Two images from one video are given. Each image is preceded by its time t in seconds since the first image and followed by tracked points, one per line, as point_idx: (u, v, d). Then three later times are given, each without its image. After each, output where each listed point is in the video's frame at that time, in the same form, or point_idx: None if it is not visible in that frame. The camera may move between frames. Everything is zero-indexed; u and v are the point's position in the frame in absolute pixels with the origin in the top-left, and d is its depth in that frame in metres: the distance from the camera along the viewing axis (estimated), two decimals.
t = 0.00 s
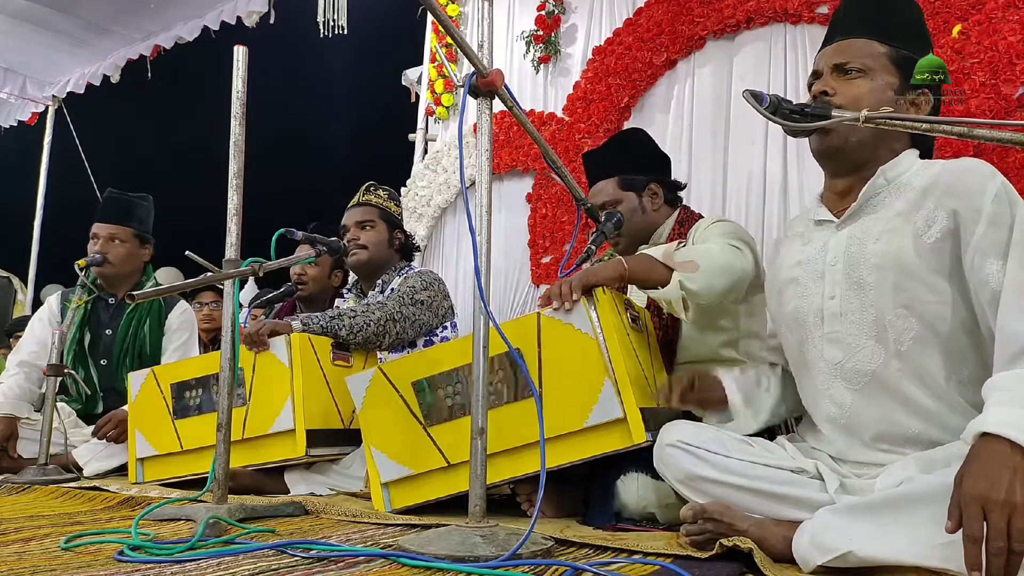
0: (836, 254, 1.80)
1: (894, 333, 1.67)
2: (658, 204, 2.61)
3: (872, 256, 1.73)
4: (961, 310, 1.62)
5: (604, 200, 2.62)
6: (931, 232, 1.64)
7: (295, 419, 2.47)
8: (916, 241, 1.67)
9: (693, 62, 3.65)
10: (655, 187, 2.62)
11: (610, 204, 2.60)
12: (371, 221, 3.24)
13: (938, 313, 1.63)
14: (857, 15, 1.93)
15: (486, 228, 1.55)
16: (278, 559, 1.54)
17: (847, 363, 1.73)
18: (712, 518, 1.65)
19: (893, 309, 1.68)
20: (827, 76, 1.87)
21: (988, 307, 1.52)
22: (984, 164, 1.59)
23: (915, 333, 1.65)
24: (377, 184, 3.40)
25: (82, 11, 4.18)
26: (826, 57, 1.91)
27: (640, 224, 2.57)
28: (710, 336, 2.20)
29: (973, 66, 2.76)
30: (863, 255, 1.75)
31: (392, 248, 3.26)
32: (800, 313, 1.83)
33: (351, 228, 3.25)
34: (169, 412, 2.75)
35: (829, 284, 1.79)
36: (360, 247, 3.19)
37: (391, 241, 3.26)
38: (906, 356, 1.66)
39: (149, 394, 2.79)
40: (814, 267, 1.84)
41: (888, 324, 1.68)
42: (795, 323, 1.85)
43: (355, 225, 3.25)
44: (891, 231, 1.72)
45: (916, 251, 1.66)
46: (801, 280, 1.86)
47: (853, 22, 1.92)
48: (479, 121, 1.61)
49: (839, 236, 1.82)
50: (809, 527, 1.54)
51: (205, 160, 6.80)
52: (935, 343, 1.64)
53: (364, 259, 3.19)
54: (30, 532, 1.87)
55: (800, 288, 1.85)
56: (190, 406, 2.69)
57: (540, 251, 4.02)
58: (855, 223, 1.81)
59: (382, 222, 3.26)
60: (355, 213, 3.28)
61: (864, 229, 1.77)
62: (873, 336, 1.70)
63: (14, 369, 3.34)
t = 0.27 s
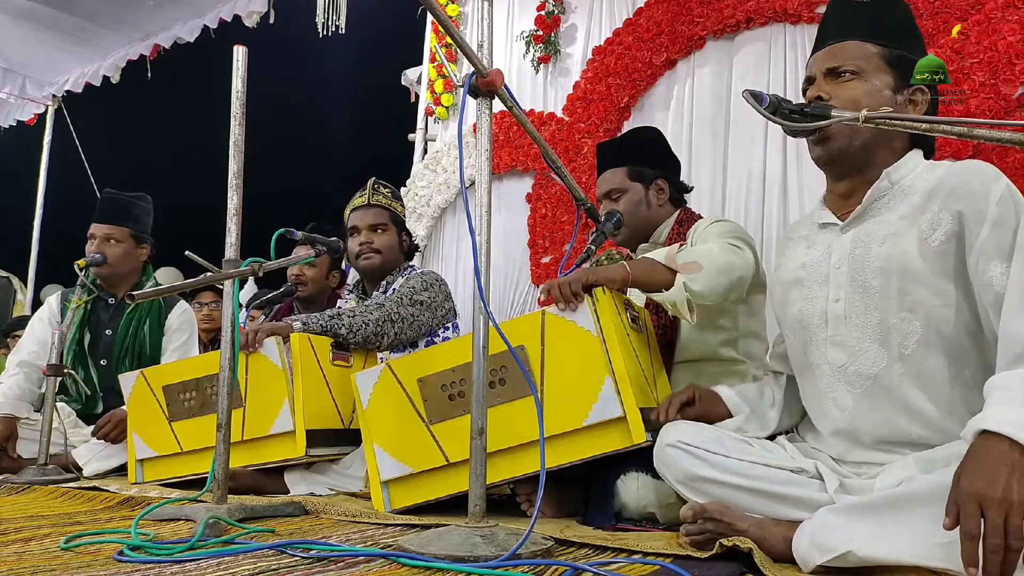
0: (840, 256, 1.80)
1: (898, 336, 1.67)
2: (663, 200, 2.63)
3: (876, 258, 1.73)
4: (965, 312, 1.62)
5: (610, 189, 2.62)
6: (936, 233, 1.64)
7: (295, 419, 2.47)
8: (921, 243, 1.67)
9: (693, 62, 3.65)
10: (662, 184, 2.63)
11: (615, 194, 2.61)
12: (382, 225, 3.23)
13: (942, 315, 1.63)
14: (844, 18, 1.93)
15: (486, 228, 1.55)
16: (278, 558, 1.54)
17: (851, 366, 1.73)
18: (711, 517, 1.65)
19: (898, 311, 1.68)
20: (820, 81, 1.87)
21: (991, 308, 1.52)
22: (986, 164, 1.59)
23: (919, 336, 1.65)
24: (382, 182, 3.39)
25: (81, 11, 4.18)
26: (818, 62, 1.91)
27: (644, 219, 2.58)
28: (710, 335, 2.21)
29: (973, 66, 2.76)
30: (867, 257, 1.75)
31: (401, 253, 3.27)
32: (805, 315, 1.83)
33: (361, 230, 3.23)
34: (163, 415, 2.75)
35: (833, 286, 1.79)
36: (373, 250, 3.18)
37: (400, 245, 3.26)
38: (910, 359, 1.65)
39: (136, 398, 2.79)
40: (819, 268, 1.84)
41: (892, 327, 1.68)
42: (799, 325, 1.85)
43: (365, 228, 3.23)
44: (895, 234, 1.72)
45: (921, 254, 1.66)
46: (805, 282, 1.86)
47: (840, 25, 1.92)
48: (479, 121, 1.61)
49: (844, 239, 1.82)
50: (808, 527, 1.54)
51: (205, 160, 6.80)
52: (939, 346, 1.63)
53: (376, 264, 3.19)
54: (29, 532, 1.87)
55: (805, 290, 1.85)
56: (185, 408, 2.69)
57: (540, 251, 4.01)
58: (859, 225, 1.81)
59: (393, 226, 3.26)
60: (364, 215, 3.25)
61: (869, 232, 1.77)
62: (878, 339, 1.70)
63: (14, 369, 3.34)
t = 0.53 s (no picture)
0: (842, 255, 1.80)
1: (900, 334, 1.67)
2: (668, 196, 2.63)
3: (878, 257, 1.73)
4: (967, 312, 1.62)
5: (616, 175, 2.63)
6: (938, 233, 1.64)
7: (295, 419, 2.48)
8: (923, 242, 1.67)
9: (693, 62, 3.65)
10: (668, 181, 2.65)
11: (621, 181, 2.62)
12: (385, 217, 3.24)
13: (944, 315, 1.63)
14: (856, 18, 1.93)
15: (486, 228, 1.55)
16: (278, 558, 1.54)
17: (852, 365, 1.72)
18: (711, 517, 1.65)
19: (900, 310, 1.68)
20: (827, 78, 1.88)
21: (993, 308, 1.52)
22: (989, 163, 1.59)
23: (920, 335, 1.65)
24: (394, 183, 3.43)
25: (81, 11, 4.17)
26: (827, 58, 1.91)
27: (645, 210, 2.58)
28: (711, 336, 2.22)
29: (973, 66, 2.76)
30: (869, 256, 1.75)
31: (399, 250, 3.25)
32: (806, 314, 1.84)
33: (362, 220, 3.24)
34: (168, 415, 2.74)
35: (835, 285, 1.80)
36: (371, 239, 3.18)
37: (400, 241, 3.25)
38: (912, 358, 1.65)
39: (147, 395, 2.80)
40: (821, 268, 1.84)
41: (894, 326, 1.68)
42: (800, 324, 1.85)
43: (366, 218, 3.24)
44: (898, 233, 1.72)
45: (923, 252, 1.66)
46: (807, 281, 1.86)
47: (852, 24, 1.92)
48: (479, 121, 1.61)
49: (845, 237, 1.82)
50: (808, 527, 1.54)
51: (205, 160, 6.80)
52: (941, 346, 1.63)
53: (373, 253, 3.17)
54: (29, 532, 1.87)
55: (806, 289, 1.85)
56: (189, 406, 2.69)
57: (540, 251, 4.01)
58: (861, 224, 1.81)
59: (395, 221, 3.26)
60: (369, 207, 3.27)
61: (871, 231, 1.77)
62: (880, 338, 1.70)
63: (14, 369, 3.34)
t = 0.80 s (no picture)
0: (840, 258, 1.80)
1: (899, 338, 1.67)
2: (676, 197, 2.66)
3: (877, 260, 1.73)
4: (965, 315, 1.63)
5: (630, 168, 2.63)
6: (937, 235, 1.64)
7: (295, 419, 2.48)
8: (921, 245, 1.67)
9: (693, 61, 3.65)
10: (678, 183, 2.67)
11: (633, 174, 2.62)
12: (381, 216, 3.24)
13: (943, 317, 1.63)
14: (854, 16, 1.93)
15: (486, 228, 1.55)
16: (277, 559, 1.54)
17: (851, 368, 1.72)
18: (711, 517, 1.65)
19: (898, 313, 1.68)
20: (823, 79, 1.88)
21: (993, 311, 1.52)
22: (986, 166, 1.59)
23: (919, 338, 1.65)
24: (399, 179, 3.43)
25: (81, 11, 4.17)
26: (823, 59, 1.91)
27: (654, 208, 2.58)
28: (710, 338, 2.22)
29: (972, 66, 2.76)
30: (867, 259, 1.74)
31: (394, 250, 3.24)
32: (805, 316, 1.84)
33: (359, 218, 3.24)
34: (158, 416, 2.75)
35: (834, 288, 1.79)
36: (364, 239, 3.18)
37: (395, 242, 3.24)
38: (909, 362, 1.65)
39: (130, 405, 2.79)
40: (819, 270, 1.84)
41: (892, 330, 1.68)
42: (800, 326, 1.85)
43: (362, 215, 3.24)
44: (897, 236, 1.72)
45: (921, 256, 1.66)
46: (806, 283, 1.86)
47: (846, 24, 1.92)
48: (479, 121, 1.61)
49: (843, 240, 1.82)
50: (807, 527, 1.54)
51: (205, 160, 6.80)
52: (939, 348, 1.63)
53: (365, 252, 3.17)
54: (29, 532, 1.87)
55: (806, 291, 1.85)
56: (183, 409, 2.69)
57: (540, 251, 4.01)
58: (859, 227, 1.81)
59: (392, 220, 3.26)
60: (369, 203, 3.27)
61: (868, 235, 1.77)
62: (877, 341, 1.70)
63: (14, 369, 3.34)
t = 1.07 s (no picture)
0: (842, 259, 1.80)
1: (899, 338, 1.67)
2: (679, 196, 2.65)
3: (878, 261, 1.73)
4: (967, 316, 1.62)
5: (633, 165, 2.63)
6: (938, 237, 1.65)
7: (294, 419, 2.48)
8: (923, 246, 1.67)
9: (692, 61, 3.65)
10: (682, 182, 2.67)
11: (637, 171, 2.62)
12: (377, 214, 3.23)
13: (943, 318, 1.63)
14: (853, 15, 1.94)
15: (486, 227, 1.55)
16: (277, 559, 1.54)
17: (850, 369, 1.72)
18: (711, 517, 1.65)
19: (899, 315, 1.68)
20: (820, 80, 1.88)
21: (994, 312, 1.52)
22: (987, 168, 1.59)
23: (919, 340, 1.65)
24: (396, 176, 3.43)
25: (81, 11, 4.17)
26: (820, 61, 1.91)
27: (656, 206, 2.58)
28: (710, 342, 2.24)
29: (972, 66, 2.76)
30: (869, 260, 1.75)
31: (391, 249, 3.24)
32: (806, 317, 1.84)
33: (355, 216, 3.25)
34: (157, 418, 2.74)
35: (835, 289, 1.79)
36: (359, 238, 3.18)
37: (392, 241, 3.25)
38: (910, 364, 1.65)
39: (127, 407, 2.78)
40: (820, 271, 1.84)
41: (892, 331, 1.68)
42: (800, 326, 1.85)
43: (360, 213, 3.24)
44: (899, 237, 1.72)
45: (922, 258, 1.66)
46: (807, 284, 1.86)
47: (845, 24, 1.93)
48: (479, 121, 1.61)
49: (845, 241, 1.82)
50: (807, 528, 1.54)
51: (205, 160, 6.80)
52: (940, 350, 1.63)
53: (359, 254, 3.18)
54: (30, 532, 1.87)
55: (807, 291, 1.86)
56: (183, 410, 2.68)
57: (540, 251, 4.01)
58: (860, 228, 1.81)
59: (390, 219, 3.26)
60: (365, 202, 3.27)
61: (871, 235, 1.77)
62: (878, 342, 1.70)
63: (14, 369, 3.34)
